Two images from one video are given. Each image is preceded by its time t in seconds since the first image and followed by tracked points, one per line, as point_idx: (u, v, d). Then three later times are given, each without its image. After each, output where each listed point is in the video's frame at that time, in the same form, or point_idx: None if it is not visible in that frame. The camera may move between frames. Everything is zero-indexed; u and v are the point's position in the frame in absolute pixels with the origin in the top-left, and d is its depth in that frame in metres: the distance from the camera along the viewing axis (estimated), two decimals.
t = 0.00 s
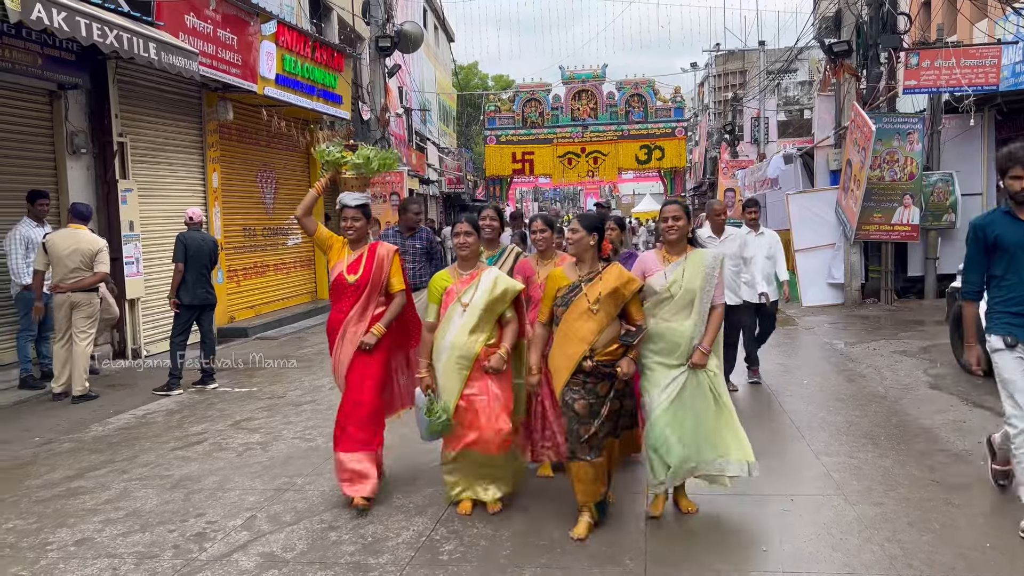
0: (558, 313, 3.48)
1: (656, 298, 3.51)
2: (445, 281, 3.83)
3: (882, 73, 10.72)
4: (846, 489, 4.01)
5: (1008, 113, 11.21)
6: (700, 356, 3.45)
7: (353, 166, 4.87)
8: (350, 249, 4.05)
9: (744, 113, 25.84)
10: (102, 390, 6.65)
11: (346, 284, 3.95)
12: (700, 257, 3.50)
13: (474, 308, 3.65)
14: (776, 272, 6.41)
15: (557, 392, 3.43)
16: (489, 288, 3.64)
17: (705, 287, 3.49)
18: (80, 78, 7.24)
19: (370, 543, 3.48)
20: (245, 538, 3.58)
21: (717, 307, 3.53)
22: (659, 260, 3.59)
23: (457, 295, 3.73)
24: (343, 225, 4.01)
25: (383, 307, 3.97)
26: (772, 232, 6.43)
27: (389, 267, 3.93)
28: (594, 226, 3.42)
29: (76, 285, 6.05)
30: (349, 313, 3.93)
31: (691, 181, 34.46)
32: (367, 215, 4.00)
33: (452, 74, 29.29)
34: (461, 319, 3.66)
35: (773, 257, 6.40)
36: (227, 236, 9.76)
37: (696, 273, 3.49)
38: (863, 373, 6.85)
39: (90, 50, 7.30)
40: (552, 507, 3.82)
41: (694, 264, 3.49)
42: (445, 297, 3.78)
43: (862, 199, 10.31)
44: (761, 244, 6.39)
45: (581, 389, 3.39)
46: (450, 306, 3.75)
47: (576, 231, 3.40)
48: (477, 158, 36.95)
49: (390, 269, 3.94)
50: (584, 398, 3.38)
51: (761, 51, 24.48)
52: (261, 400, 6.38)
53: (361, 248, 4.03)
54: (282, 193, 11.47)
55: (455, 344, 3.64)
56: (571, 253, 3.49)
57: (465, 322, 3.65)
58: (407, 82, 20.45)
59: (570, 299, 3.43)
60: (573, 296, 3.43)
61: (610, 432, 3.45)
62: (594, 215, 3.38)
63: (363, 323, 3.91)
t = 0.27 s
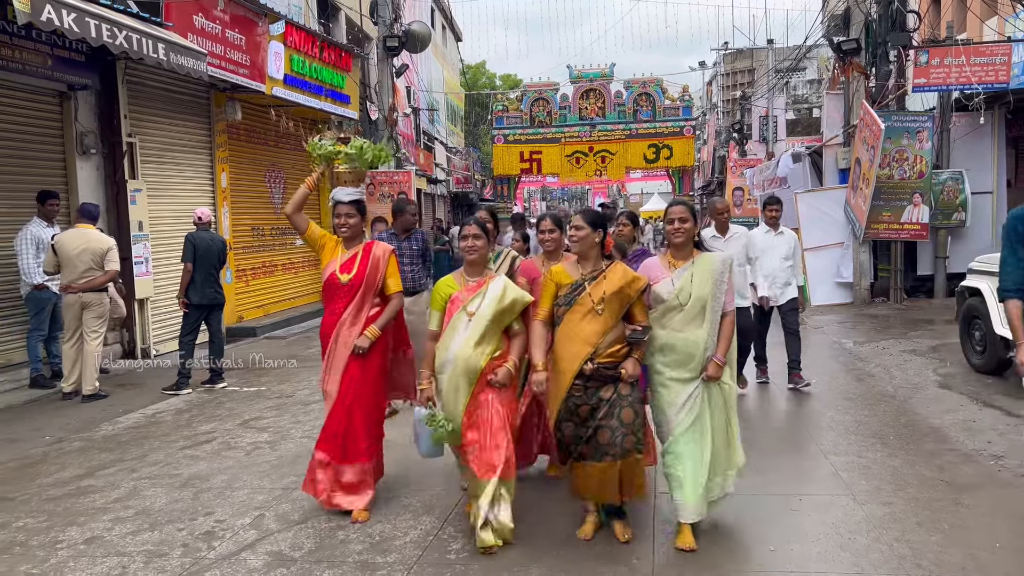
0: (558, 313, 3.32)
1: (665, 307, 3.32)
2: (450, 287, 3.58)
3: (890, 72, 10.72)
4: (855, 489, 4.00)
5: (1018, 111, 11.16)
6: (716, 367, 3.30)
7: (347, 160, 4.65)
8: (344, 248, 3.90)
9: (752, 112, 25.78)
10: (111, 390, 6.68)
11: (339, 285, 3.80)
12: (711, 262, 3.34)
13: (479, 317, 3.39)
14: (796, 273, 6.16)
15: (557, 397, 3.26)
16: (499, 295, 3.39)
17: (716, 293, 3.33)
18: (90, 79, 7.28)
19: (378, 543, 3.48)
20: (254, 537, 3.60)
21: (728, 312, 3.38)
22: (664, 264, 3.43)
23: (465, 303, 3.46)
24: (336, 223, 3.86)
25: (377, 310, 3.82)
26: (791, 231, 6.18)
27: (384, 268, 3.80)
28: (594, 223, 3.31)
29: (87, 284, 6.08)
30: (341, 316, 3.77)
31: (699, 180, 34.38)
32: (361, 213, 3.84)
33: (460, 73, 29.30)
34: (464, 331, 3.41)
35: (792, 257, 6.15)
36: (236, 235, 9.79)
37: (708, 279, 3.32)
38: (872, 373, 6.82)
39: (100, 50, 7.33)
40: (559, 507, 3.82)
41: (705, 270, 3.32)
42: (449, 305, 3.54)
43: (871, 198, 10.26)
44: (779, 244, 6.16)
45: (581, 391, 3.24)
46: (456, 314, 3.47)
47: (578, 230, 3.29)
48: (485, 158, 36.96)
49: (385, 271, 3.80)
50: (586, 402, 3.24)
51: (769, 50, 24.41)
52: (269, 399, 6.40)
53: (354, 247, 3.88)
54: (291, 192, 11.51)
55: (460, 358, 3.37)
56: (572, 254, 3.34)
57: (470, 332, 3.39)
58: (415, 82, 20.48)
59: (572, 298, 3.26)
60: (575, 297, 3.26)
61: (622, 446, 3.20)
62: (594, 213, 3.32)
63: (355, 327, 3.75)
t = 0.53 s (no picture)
0: (567, 323, 3.12)
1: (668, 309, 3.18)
2: (454, 284, 3.43)
3: (899, 70, 10.67)
4: (863, 489, 3.99)
5: None
6: (719, 368, 3.14)
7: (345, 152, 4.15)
8: (336, 248, 3.67)
9: (760, 111, 25.73)
10: (120, 390, 6.71)
11: (331, 289, 3.57)
12: (714, 261, 3.21)
13: (486, 317, 3.26)
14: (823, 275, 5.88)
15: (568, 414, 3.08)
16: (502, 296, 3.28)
17: (722, 293, 3.19)
18: (99, 80, 7.31)
19: (385, 541, 3.49)
20: (262, 536, 3.61)
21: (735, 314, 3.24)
22: (667, 265, 3.32)
23: (467, 303, 3.32)
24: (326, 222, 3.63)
25: (372, 313, 3.61)
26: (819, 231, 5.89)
27: (379, 269, 3.59)
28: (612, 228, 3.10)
29: (97, 284, 6.12)
30: (334, 320, 3.55)
31: (706, 179, 34.32)
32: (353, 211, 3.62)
33: (467, 73, 29.32)
34: (467, 330, 3.29)
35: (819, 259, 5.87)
36: (244, 235, 9.83)
37: (712, 279, 3.19)
38: (880, 372, 6.79)
39: (108, 51, 7.37)
40: (566, 506, 3.82)
41: (708, 269, 3.19)
42: (452, 304, 3.40)
43: (879, 196, 10.22)
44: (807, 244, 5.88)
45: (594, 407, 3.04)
46: (458, 314, 3.33)
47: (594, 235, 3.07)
48: (491, 157, 36.96)
49: (380, 271, 3.59)
50: (597, 421, 3.02)
51: (777, 48, 24.34)
52: (277, 399, 6.42)
53: (347, 247, 3.66)
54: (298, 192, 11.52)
55: (459, 361, 3.26)
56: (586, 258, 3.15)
57: (473, 334, 3.27)
58: (422, 82, 20.52)
59: (583, 310, 3.06)
60: (585, 305, 3.06)
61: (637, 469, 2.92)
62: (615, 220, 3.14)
63: (350, 331, 3.55)
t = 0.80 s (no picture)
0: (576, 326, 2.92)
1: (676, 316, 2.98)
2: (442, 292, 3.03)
3: (906, 68, 10.60)
4: (870, 489, 3.97)
5: None
6: (729, 381, 2.90)
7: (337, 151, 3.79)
8: (317, 253, 3.48)
9: (766, 110, 25.67)
10: (127, 389, 6.74)
11: (311, 295, 3.38)
12: (727, 264, 3.00)
13: (479, 329, 2.89)
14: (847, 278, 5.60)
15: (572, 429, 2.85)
16: (496, 305, 2.90)
17: (733, 300, 2.97)
18: (106, 81, 7.34)
19: (392, 541, 3.50)
20: (269, 536, 3.62)
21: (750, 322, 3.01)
22: (676, 268, 3.09)
23: (458, 314, 2.95)
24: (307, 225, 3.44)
25: (356, 321, 3.43)
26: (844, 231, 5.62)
27: (363, 273, 3.41)
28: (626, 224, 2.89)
29: (102, 284, 6.13)
30: (314, 330, 3.37)
31: (713, 178, 34.30)
32: (335, 212, 3.43)
33: (472, 73, 29.34)
34: (460, 341, 2.91)
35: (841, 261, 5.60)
36: (251, 236, 9.85)
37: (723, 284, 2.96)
38: (888, 372, 6.77)
39: (115, 53, 7.39)
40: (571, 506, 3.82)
41: (720, 273, 2.98)
42: (441, 316, 3.00)
43: (886, 195, 10.18)
44: (829, 244, 5.62)
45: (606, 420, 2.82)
46: (448, 327, 2.96)
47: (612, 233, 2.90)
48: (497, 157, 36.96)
49: (364, 276, 3.41)
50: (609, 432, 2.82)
51: (783, 47, 24.27)
52: (284, 399, 6.43)
53: (328, 251, 3.49)
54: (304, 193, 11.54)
55: (452, 379, 2.89)
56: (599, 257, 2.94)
57: (466, 348, 2.90)
58: (428, 82, 20.54)
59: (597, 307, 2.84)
60: (595, 307, 2.85)
61: (650, 479, 2.93)
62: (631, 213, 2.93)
63: (332, 340, 3.36)
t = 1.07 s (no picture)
0: (567, 341, 2.73)
1: (687, 319, 2.87)
2: (434, 298, 2.81)
3: (912, 67, 10.59)
4: (877, 489, 3.96)
5: None
6: (744, 389, 2.80)
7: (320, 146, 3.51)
8: (296, 252, 3.32)
9: (771, 110, 25.64)
10: (134, 390, 6.76)
11: (288, 298, 3.20)
12: (741, 264, 2.86)
13: (469, 336, 2.65)
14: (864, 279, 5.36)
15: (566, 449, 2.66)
16: (489, 312, 2.67)
17: (747, 301, 2.84)
18: (112, 83, 7.36)
19: (398, 542, 3.50)
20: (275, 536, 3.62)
21: (765, 327, 2.87)
22: (690, 268, 2.98)
23: (447, 320, 2.71)
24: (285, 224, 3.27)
25: (337, 325, 3.23)
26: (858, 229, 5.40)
27: (344, 274, 3.21)
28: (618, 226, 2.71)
29: (108, 285, 6.15)
30: (291, 334, 3.19)
31: (717, 178, 34.27)
32: (313, 210, 3.27)
33: (477, 73, 29.34)
34: (451, 350, 2.66)
35: (858, 261, 5.36)
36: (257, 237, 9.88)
37: (737, 285, 2.84)
38: (894, 371, 6.75)
39: (121, 55, 7.41)
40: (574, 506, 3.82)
41: (732, 274, 2.86)
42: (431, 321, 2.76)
43: (892, 195, 10.16)
44: (844, 245, 5.39)
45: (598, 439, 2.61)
46: (437, 333, 2.71)
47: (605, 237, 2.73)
48: (502, 158, 36.97)
49: (346, 277, 3.22)
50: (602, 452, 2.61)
51: (788, 46, 24.23)
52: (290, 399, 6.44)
53: (308, 251, 3.30)
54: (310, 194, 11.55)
55: (443, 388, 2.63)
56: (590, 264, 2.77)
57: (457, 356, 2.65)
58: (433, 82, 20.57)
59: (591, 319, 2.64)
60: (588, 319, 2.66)
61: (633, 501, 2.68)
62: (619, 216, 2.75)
63: (309, 345, 3.17)
